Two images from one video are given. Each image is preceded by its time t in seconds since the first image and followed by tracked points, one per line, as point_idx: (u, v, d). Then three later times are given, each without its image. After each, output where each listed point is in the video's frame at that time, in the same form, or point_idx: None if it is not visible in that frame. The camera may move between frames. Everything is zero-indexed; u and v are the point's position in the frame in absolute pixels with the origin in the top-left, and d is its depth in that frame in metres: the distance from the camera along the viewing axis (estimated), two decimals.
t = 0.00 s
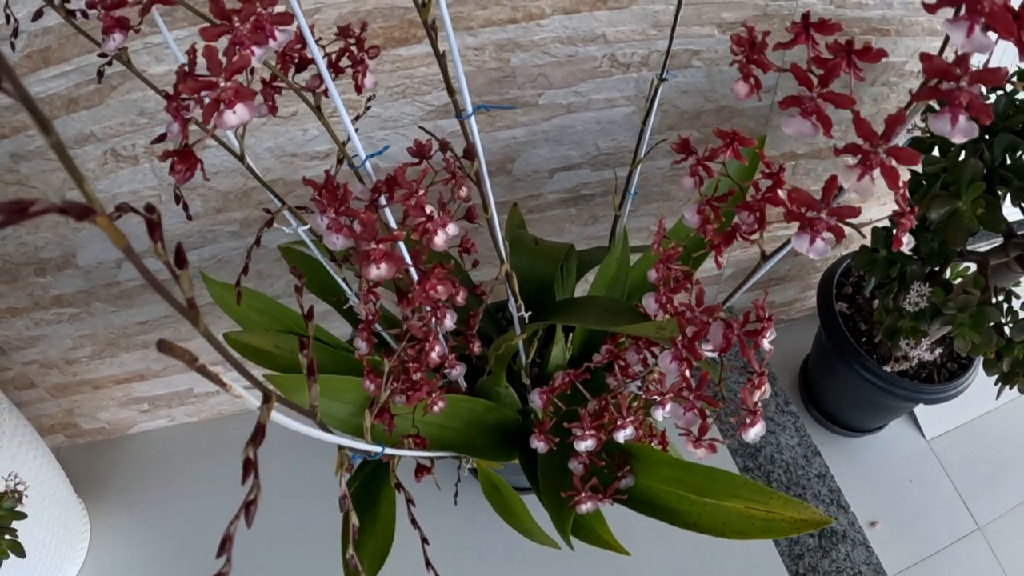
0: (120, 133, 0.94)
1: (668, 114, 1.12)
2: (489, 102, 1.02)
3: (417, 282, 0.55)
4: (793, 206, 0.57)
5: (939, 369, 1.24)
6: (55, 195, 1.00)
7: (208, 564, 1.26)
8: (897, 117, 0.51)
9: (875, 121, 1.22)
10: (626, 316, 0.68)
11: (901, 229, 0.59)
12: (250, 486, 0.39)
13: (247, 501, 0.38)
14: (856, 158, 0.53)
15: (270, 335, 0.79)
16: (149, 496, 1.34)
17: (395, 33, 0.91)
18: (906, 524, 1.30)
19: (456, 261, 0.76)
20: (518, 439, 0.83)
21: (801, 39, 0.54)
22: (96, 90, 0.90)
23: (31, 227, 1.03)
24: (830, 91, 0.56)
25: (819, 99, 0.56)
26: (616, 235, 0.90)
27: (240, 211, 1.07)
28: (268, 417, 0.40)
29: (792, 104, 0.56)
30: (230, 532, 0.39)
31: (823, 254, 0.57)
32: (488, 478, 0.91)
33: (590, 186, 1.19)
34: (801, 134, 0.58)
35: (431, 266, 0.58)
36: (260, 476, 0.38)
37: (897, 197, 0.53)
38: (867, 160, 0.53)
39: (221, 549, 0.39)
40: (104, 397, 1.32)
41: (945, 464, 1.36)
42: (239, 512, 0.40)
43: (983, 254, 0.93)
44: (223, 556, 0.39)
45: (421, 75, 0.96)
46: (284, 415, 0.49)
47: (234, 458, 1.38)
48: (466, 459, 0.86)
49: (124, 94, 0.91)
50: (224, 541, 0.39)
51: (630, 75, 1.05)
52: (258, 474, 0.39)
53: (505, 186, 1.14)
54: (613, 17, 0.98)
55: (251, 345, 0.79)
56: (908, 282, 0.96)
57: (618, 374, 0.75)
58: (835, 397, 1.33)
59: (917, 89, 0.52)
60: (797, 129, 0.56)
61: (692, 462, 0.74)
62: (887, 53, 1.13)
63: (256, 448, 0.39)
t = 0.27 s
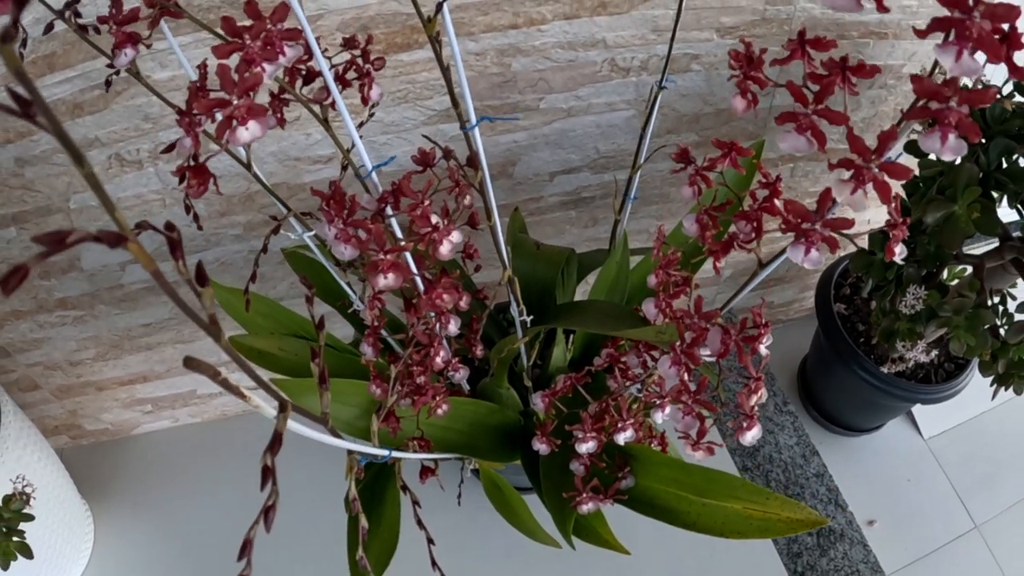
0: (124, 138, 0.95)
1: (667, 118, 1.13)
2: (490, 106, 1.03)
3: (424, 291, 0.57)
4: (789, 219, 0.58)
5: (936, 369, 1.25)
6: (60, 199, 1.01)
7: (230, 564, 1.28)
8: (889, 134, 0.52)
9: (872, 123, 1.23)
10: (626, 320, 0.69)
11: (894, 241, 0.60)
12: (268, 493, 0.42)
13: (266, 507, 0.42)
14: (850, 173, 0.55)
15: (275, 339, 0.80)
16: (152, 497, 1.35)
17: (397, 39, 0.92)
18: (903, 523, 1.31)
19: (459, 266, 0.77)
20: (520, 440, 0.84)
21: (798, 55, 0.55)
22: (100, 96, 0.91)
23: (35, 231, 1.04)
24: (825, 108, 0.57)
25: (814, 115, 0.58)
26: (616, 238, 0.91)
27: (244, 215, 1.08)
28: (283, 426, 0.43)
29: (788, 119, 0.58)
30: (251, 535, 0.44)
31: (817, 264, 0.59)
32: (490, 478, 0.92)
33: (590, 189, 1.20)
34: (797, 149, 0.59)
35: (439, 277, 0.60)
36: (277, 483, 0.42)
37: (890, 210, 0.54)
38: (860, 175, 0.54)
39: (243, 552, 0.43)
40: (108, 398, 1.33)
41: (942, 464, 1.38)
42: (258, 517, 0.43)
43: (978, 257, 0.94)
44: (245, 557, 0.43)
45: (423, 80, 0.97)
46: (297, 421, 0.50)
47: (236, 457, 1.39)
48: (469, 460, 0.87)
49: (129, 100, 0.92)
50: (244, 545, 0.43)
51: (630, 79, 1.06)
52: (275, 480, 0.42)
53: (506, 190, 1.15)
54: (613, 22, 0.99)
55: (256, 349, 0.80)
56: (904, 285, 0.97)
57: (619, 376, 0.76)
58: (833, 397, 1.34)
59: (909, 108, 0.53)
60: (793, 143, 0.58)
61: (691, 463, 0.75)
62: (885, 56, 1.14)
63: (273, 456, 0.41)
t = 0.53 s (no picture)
0: (128, 141, 0.96)
1: (667, 120, 1.14)
2: (491, 109, 1.04)
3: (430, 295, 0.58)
4: (787, 226, 0.59)
5: (935, 369, 1.26)
6: (63, 202, 1.02)
7: (247, 564, 1.29)
8: (885, 143, 0.53)
9: (871, 124, 1.24)
10: (626, 321, 0.70)
11: (890, 247, 0.61)
12: (282, 495, 0.44)
13: (280, 509, 0.43)
14: (846, 182, 0.55)
15: (280, 341, 0.81)
16: (155, 498, 1.36)
17: (399, 42, 0.93)
18: (902, 522, 1.32)
19: (462, 269, 0.78)
20: (522, 440, 0.85)
21: (796, 64, 0.55)
22: (104, 99, 0.91)
23: (39, 233, 1.05)
24: (823, 117, 0.58)
25: (811, 124, 0.58)
26: (616, 240, 0.92)
27: (247, 217, 1.09)
28: (296, 430, 0.44)
29: (785, 129, 0.59)
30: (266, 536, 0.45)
31: (815, 270, 0.59)
32: (492, 478, 0.93)
33: (591, 191, 1.21)
34: (794, 157, 0.60)
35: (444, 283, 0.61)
36: (291, 486, 0.43)
37: (885, 218, 0.55)
38: (856, 184, 0.54)
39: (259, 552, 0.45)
40: (111, 399, 1.34)
41: (941, 463, 1.38)
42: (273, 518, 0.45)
43: (976, 258, 0.95)
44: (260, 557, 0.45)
45: (424, 83, 0.98)
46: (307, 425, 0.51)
47: (237, 457, 1.40)
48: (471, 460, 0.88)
49: (133, 103, 0.93)
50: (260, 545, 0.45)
51: (630, 82, 1.07)
52: (288, 482, 0.43)
53: (507, 192, 1.16)
54: (614, 26, 0.99)
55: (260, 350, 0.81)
56: (901, 286, 0.98)
57: (619, 377, 0.77)
58: (833, 396, 1.35)
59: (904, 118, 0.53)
60: (791, 152, 0.59)
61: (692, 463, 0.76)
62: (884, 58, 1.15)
63: (286, 459, 0.43)
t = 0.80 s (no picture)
0: (129, 144, 0.97)
1: (665, 122, 1.14)
2: (490, 112, 1.05)
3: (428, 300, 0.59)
4: (780, 232, 0.59)
5: (932, 370, 1.27)
6: (65, 205, 1.03)
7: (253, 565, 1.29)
8: (875, 151, 0.53)
9: (869, 126, 1.24)
10: (623, 324, 0.71)
11: (881, 253, 0.62)
12: (284, 497, 0.44)
13: (282, 510, 0.44)
14: (837, 189, 0.56)
15: (281, 343, 0.82)
16: (156, 498, 1.37)
17: (398, 46, 0.93)
18: (899, 522, 1.33)
19: (461, 272, 0.79)
20: (520, 441, 0.85)
21: (788, 73, 0.56)
22: (106, 103, 0.92)
23: (41, 235, 1.05)
24: (815, 126, 0.59)
25: (803, 133, 0.59)
26: (615, 243, 0.92)
27: (248, 220, 1.09)
28: (297, 433, 0.44)
29: (778, 137, 0.59)
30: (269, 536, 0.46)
31: (808, 275, 0.60)
32: (491, 478, 0.93)
33: (590, 193, 1.21)
34: (787, 165, 0.61)
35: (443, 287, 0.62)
36: (292, 488, 0.43)
37: (876, 225, 0.56)
38: (847, 191, 0.55)
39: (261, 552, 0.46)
40: (113, 400, 1.35)
41: (939, 463, 1.39)
42: (276, 519, 0.45)
43: (973, 260, 0.95)
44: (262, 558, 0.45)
45: (424, 87, 0.99)
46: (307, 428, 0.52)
47: (236, 457, 1.41)
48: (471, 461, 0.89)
49: (134, 107, 0.93)
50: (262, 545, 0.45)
51: (629, 85, 1.07)
52: (290, 484, 0.44)
53: (507, 194, 1.17)
54: (612, 29, 1.00)
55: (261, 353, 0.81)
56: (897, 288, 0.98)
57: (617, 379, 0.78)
58: (831, 397, 1.35)
59: (892, 129, 0.54)
60: (783, 160, 0.59)
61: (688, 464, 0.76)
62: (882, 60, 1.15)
63: (288, 462, 0.43)
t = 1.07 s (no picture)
0: (133, 148, 0.97)
1: (664, 125, 1.15)
2: (490, 116, 1.05)
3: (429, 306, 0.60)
4: (775, 240, 0.60)
5: (930, 371, 1.27)
6: (69, 208, 1.03)
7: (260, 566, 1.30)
8: (866, 164, 0.54)
9: (867, 128, 1.25)
10: (622, 328, 0.72)
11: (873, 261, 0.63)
12: (292, 500, 0.45)
13: (289, 513, 0.44)
14: (829, 200, 0.57)
15: (283, 347, 0.83)
16: (159, 499, 1.37)
17: (399, 51, 0.94)
18: (898, 522, 1.33)
19: (462, 277, 0.79)
20: (520, 443, 0.86)
21: (782, 85, 0.58)
22: (109, 107, 0.93)
23: (45, 238, 1.06)
24: (807, 138, 0.60)
25: (796, 145, 0.60)
26: (614, 246, 0.93)
27: (250, 223, 1.10)
28: (304, 438, 0.45)
29: (771, 148, 0.60)
30: (278, 538, 0.47)
31: (801, 282, 0.61)
32: (492, 480, 0.94)
33: (590, 196, 1.22)
34: (781, 176, 0.61)
35: (445, 294, 0.63)
36: (300, 491, 0.44)
37: (868, 234, 0.57)
38: (839, 202, 0.56)
39: (271, 553, 0.47)
40: (115, 401, 1.36)
41: (937, 464, 1.40)
42: (283, 522, 0.46)
43: (969, 263, 0.96)
44: (271, 559, 0.46)
45: (425, 91, 1.00)
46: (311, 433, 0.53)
47: (239, 457, 1.42)
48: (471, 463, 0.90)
49: (138, 111, 0.94)
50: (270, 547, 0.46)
51: (628, 89, 1.08)
52: (298, 488, 0.45)
53: (507, 197, 1.18)
54: (611, 34, 1.01)
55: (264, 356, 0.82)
56: (894, 292, 0.99)
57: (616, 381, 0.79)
58: (829, 397, 1.36)
59: (881, 142, 0.56)
60: (776, 171, 0.60)
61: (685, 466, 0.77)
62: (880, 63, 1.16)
63: (295, 467, 0.44)
